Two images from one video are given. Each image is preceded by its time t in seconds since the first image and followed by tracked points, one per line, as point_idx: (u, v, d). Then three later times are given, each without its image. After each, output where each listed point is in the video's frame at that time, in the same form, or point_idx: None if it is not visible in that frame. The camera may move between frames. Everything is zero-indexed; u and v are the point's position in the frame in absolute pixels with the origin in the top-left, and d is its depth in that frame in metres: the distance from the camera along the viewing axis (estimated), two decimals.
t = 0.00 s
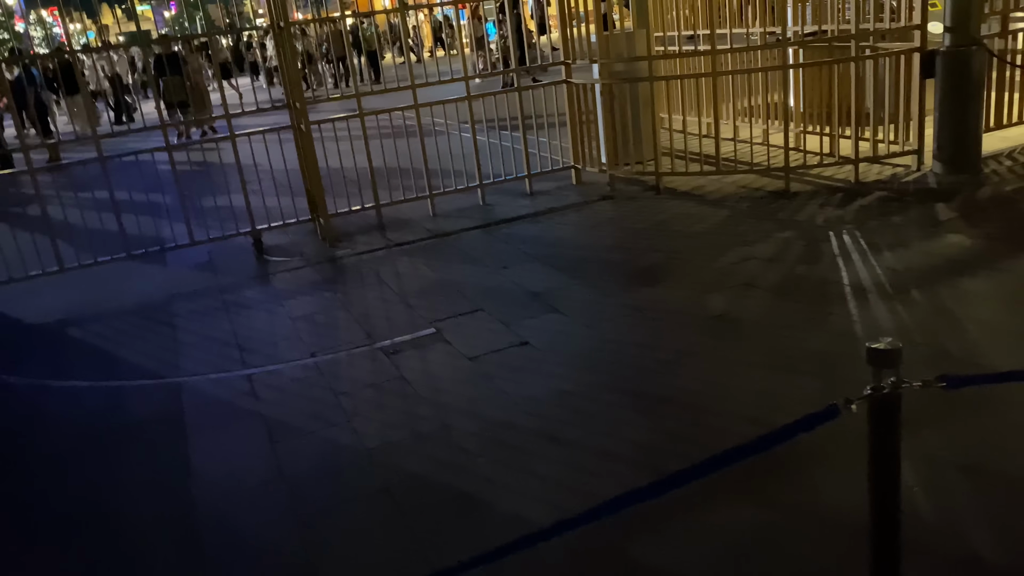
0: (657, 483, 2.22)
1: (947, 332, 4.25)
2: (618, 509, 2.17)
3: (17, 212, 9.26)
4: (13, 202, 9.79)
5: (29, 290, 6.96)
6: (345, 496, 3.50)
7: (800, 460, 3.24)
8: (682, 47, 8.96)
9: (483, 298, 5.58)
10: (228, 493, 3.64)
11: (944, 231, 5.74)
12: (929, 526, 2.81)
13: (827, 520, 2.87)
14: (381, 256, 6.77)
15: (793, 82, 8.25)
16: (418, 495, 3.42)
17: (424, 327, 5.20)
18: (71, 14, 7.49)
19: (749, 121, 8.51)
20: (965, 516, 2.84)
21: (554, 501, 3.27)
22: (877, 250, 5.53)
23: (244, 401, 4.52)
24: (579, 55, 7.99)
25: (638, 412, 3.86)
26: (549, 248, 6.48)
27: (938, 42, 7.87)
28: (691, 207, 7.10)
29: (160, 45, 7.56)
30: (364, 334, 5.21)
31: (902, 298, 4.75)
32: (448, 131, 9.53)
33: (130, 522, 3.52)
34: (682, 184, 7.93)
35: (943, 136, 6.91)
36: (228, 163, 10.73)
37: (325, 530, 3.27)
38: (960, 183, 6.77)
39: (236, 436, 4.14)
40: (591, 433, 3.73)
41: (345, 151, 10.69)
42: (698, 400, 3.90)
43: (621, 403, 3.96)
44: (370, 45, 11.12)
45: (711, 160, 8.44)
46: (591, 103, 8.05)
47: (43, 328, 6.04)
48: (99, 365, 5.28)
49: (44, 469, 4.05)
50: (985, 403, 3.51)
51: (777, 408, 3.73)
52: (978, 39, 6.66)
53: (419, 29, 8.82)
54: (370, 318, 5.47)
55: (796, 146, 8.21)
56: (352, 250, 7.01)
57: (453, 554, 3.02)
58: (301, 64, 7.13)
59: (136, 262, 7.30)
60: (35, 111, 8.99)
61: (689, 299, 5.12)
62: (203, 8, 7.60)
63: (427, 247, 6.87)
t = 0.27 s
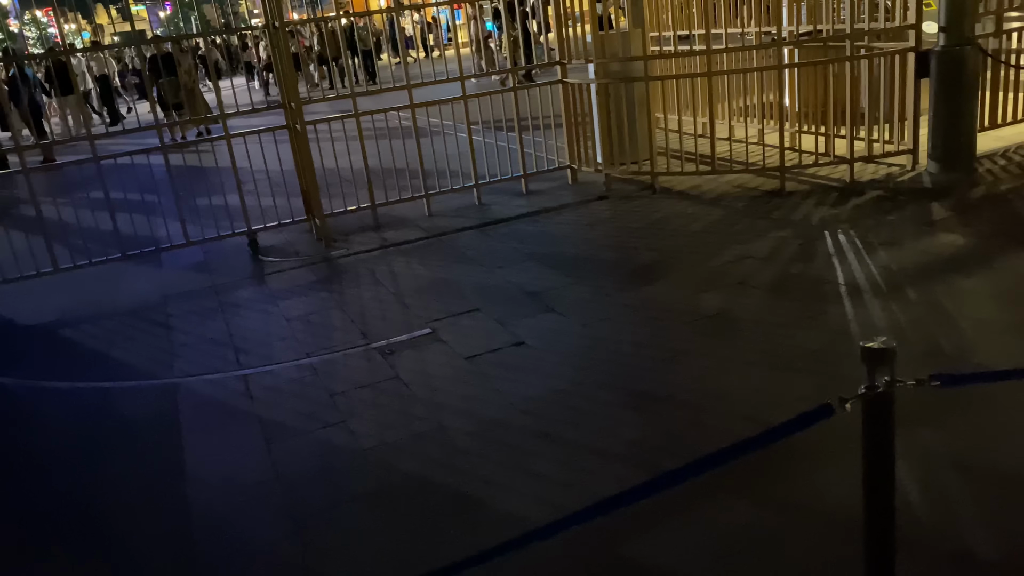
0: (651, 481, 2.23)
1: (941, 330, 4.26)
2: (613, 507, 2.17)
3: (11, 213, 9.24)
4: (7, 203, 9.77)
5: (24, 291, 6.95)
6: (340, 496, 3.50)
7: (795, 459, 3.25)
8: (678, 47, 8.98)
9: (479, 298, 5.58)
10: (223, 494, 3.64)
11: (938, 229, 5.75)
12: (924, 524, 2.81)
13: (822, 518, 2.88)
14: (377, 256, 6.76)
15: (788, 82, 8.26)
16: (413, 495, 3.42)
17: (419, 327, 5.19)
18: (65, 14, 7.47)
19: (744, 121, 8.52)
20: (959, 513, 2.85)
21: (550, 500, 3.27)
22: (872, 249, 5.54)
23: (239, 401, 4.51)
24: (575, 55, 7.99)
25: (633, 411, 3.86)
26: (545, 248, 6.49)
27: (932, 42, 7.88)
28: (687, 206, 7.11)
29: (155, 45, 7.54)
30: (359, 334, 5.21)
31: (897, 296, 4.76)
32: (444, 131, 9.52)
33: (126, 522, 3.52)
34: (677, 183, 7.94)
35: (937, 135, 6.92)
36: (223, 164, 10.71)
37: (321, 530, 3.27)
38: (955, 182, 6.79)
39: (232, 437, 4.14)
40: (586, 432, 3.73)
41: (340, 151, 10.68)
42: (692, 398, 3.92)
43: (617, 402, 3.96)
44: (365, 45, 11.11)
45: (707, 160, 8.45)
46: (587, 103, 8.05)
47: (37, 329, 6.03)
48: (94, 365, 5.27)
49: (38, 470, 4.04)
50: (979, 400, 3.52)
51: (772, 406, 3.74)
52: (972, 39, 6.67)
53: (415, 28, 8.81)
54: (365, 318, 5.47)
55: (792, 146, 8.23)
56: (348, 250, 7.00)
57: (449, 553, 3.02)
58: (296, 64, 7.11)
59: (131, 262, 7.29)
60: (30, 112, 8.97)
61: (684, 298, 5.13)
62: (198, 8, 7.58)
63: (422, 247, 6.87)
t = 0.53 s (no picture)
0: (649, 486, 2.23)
1: (940, 334, 4.27)
2: (610, 511, 2.17)
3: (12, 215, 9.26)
4: (7, 205, 9.77)
5: (24, 293, 6.96)
6: (339, 499, 3.50)
7: (793, 463, 3.25)
8: (677, 50, 8.99)
9: (478, 300, 5.59)
10: (222, 497, 3.65)
11: (937, 233, 5.76)
12: (921, 528, 2.82)
13: (821, 522, 2.88)
14: (376, 259, 6.77)
15: (788, 86, 8.27)
16: (413, 498, 3.43)
17: (419, 330, 5.20)
18: (66, 17, 7.48)
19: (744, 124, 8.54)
20: (957, 517, 2.86)
21: (548, 503, 3.28)
22: (870, 252, 5.55)
23: (238, 404, 4.52)
24: (575, 58, 8.00)
25: (632, 414, 3.87)
26: (544, 250, 6.50)
27: (931, 45, 7.89)
28: (686, 209, 7.12)
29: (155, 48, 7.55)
30: (359, 337, 5.22)
31: (895, 300, 4.77)
32: (444, 134, 9.54)
33: (125, 525, 3.53)
34: (676, 186, 7.96)
35: (936, 138, 6.93)
36: (224, 166, 10.73)
37: (320, 534, 3.28)
38: (953, 186, 6.80)
39: (231, 439, 4.15)
40: (584, 435, 3.74)
41: (340, 154, 10.70)
42: (691, 401, 3.92)
43: (615, 405, 3.97)
44: (365, 47, 11.12)
45: (706, 163, 8.46)
46: (586, 106, 8.06)
47: (37, 331, 6.04)
48: (94, 368, 5.28)
49: (38, 472, 4.05)
50: (977, 404, 3.53)
51: (770, 409, 3.75)
52: (971, 43, 6.68)
53: (415, 31, 8.82)
54: (365, 321, 5.47)
55: (791, 149, 8.24)
56: (348, 252, 7.01)
57: (448, 557, 3.02)
58: (296, 67, 7.11)
59: (132, 264, 7.30)
60: (30, 114, 8.97)
61: (683, 301, 5.14)
62: (198, 11, 7.58)
63: (422, 250, 6.88)
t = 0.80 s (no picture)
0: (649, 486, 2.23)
1: (939, 334, 4.28)
2: (610, 511, 2.18)
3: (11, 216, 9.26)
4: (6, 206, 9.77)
5: (23, 293, 6.96)
6: (339, 499, 3.50)
7: (793, 463, 3.25)
8: (677, 51, 9.00)
9: (478, 301, 5.59)
10: (222, 497, 3.65)
11: (936, 234, 5.77)
12: (920, 528, 2.83)
13: (820, 523, 2.89)
14: (376, 260, 6.78)
15: (787, 87, 8.28)
16: (412, 499, 3.43)
17: (418, 330, 5.21)
18: (65, 17, 7.48)
19: (743, 125, 8.55)
20: (956, 517, 2.86)
21: (548, 503, 3.28)
22: (869, 253, 5.56)
23: (238, 405, 4.52)
24: (574, 58, 8.02)
25: (632, 414, 3.88)
26: (544, 251, 6.50)
27: (930, 47, 7.91)
28: (685, 210, 7.13)
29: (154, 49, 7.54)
30: (358, 338, 5.22)
31: (894, 300, 4.78)
32: (443, 135, 9.55)
33: (125, 526, 3.53)
34: (675, 187, 7.97)
35: (934, 139, 6.95)
36: (223, 167, 10.74)
37: (320, 534, 3.28)
38: (952, 186, 6.81)
39: (231, 440, 4.15)
40: (584, 436, 3.74)
41: (339, 155, 10.71)
42: (690, 401, 3.93)
43: (615, 406, 3.97)
44: (364, 48, 11.13)
45: (705, 164, 8.47)
46: (586, 107, 8.07)
47: (37, 332, 6.04)
48: (93, 369, 5.28)
49: (38, 473, 4.05)
50: (976, 404, 3.54)
51: (770, 410, 3.75)
52: (970, 44, 6.69)
53: (414, 32, 8.82)
54: (364, 322, 5.47)
55: (790, 150, 8.25)
56: (347, 253, 7.02)
57: (448, 557, 3.03)
58: (296, 67, 7.11)
59: (131, 265, 7.30)
60: (29, 114, 8.96)
61: (682, 302, 5.14)
62: (197, 12, 7.57)
63: (421, 251, 6.88)
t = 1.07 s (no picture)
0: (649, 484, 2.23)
1: (938, 333, 4.28)
2: (610, 509, 2.18)
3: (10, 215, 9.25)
4: (5, 205, 9.76)
5: (23, 292, 6.96)
6: (339, 498, 3.51)
7: (792, 462, 3.26)
8: (676, 50, 9.00)
9: (478, 300, 5.59)
10: (222, 496, 3.65)
11: (935, 233, 5.78)
12: (920, 527, 2.83)
13: (819, 521, 2.89)
14: (375, 259, 6.78)
15: (786, 86, 8.28)
16: (412, 497, 3.43)
17: (418, 329, 5.21)
18: (64, 16, 7.47)
19: (742, 124, 8.55)
20: (956, 516, 2.87)
21: (548, 502, 3.29)
22: (869, 252, 5.57)
23: (238, 404, 4.52)
24: (573, 57, 8.03)
25: (631, 414, 3.88)
26: (543, 250, 6.50)
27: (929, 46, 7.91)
28: (685, 209, 7.13)
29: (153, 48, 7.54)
30: (358, 337, 5.22)
31: (893, 299, 4.78)
32: (442, 134, 9.55)
33: (125, 525, 3.53)
34: (675, 186, 7.97)
35: (934, 139, 6.95)
36: (222, 166, 10.73)
37: (320, 533, 3.28)
38: (951, 186, 6.82)
39: (231, 439, 4.15)
40: (584, 435, 3.75)
41: (339, 154, 10.71)
42: (690, 400, 3.93)
43: (615, 405, 3.98)
44: (364, 47, 11.11)
45: (704, 163, 8.47)
46: (585, 107, 8.07)
47: (36, 331, 6.04)
48: (93, 368, 5.28)
49: (38, 472, 4.05)
50: (976, 403, 3.54)
51: (769, 409, 3.75)
52: (969, 43, 6.70)
53: (413, 31, 8.81)
54: (364, 321, 5.47)
55: (789, 149, 8.26)
56: (347, 252, 7.02)
57: (448, 556, 3.03)
58: (295, 66, 7.11)
59: (130, 264, 7.30)
60: (28, 113, 8.95)
61: (682, 301, 5.15)
62: (196, 10, 7.57)
63: (421, 250, 6.89)
